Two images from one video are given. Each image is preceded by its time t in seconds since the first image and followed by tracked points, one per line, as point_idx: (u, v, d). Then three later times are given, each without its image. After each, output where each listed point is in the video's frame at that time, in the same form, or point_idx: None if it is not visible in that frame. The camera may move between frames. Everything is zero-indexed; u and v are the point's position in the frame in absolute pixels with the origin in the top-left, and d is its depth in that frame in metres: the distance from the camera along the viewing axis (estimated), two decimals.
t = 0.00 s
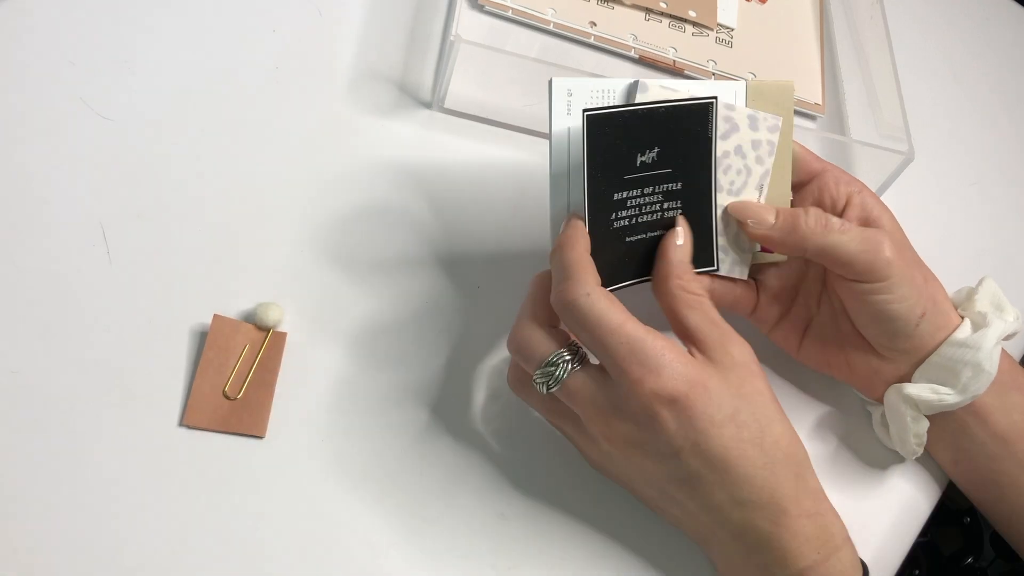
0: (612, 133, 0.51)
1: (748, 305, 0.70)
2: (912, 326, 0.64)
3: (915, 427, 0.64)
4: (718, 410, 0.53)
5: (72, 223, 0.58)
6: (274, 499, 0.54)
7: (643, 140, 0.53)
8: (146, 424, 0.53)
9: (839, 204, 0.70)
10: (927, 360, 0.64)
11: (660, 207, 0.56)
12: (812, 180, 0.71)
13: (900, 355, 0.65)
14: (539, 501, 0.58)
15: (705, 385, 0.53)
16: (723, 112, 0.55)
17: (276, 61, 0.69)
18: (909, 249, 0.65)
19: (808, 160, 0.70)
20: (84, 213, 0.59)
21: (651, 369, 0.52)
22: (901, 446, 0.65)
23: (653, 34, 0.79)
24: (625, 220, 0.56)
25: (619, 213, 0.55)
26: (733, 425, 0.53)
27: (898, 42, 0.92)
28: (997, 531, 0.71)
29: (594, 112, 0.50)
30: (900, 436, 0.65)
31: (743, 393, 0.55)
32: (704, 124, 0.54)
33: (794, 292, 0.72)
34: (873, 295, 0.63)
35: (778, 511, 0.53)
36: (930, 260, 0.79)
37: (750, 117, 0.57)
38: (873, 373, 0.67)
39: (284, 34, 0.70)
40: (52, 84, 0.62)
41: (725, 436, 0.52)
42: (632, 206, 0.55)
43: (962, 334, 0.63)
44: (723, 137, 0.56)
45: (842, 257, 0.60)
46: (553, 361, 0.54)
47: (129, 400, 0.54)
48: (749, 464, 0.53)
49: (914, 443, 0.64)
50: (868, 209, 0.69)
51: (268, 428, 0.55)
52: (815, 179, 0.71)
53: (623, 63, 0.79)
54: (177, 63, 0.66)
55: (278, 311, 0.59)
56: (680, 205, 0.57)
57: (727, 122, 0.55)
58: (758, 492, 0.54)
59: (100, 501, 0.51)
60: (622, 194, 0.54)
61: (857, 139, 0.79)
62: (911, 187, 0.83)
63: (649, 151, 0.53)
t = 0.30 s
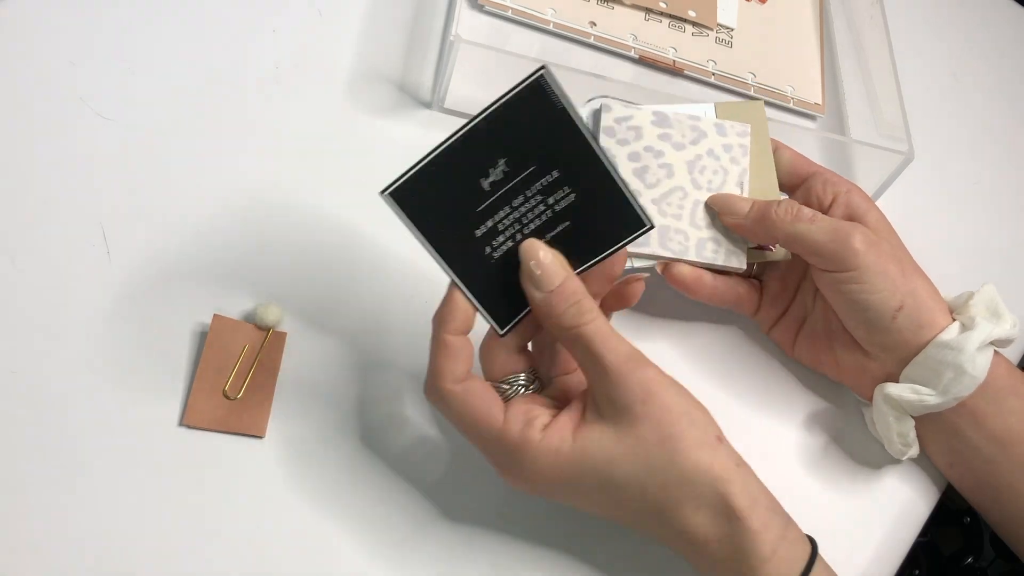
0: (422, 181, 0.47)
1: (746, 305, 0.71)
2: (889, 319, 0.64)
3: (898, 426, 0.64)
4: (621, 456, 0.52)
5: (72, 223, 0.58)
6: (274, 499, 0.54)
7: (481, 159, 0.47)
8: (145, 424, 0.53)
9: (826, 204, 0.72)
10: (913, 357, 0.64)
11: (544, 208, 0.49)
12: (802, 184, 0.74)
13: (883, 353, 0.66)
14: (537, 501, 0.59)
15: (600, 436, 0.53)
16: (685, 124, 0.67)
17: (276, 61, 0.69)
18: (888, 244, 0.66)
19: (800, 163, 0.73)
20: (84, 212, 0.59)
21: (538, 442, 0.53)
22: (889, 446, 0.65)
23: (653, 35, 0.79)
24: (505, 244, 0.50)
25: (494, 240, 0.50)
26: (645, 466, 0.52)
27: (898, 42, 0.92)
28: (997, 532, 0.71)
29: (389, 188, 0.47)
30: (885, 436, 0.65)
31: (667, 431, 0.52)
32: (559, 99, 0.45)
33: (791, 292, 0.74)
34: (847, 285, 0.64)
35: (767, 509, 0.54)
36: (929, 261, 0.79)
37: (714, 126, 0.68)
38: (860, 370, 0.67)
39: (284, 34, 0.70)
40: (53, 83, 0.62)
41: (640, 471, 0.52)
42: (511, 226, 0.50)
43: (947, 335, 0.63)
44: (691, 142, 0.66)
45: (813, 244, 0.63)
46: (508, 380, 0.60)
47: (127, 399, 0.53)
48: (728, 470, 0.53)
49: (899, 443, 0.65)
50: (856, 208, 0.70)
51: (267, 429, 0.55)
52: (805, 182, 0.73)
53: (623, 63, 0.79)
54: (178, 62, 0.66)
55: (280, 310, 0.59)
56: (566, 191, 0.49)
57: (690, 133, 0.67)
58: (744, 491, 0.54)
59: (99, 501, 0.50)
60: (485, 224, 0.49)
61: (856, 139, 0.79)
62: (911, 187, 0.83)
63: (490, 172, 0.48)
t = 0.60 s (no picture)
0: (442, 161, 0.49)
1: (746, 303, 0.71)
2: (894, 318, 0.64)
3: (904, 423, 0.64)
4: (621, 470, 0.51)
5: (71, 223, 0.58)
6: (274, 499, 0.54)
7: (497, 149, 0.49)
8: (146, 424, 0.53)
9: (834, 203, 0.71)
10: (918, 356, 0.64)
11: (552, 208, 0.51)
12: (810, 182, 0.74)
13: (887, 350, 0.65)
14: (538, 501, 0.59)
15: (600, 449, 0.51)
16: (696, 112, 0.66)
17: (276, 61, 0.69)
18: (892, 240, 0.66)
19: (808, 162, 0.73)
20: (84, 212, 0.59)
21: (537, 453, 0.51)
22: (895, 444, 0.65)
23: (653, 35, 0.79)
24: (508, 239, 0.50)
25: (498, 233, 0.50)
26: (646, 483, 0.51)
27: (899, 42, 0.92)
28: (997, 532, 0.71)
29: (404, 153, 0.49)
30: (891, 433, 0.65)
31: (671, 443, 0.52)
32: (578, 107, 0.50)
33: (794, 289, 0.74)
34: (852, 283, 0.64)
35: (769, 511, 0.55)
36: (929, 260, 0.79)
37: (724, 114, 0.67)
38: (863, 368, 0.67)
39: (284, 34, 0.70)
40: (52, 84, 0.62)
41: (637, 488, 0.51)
42: (514, 220, 0.50)
43: (953, 331, 0.62)
44: (701, 131, 0.66)
45: (819, 244, 0.62)
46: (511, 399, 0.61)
47: (128, 400, 0.53)
48: (732, 476, 0.54)
49: (904, 441, 0.64)
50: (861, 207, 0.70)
51: (267, 428, 0.56)
52: (813, 181, 0.73)
53: (623, 63, 0.79)
54: (178, 62, 0.66)
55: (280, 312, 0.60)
56: (578, 195, 0.51)
57: (701, 120, 0.66)
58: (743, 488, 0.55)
59: (99, 502, 0.50)
60: (492, 214, 0.50)
61: (857, 139, 0.79)
62: (911, 187, 0.83)
63: (507, 159, 0.49)
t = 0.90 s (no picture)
0: (371, 260, 0.45)
1: (763, 296, 0.70)
2: (916, 317, 0.64)
3: (922, 420, 0.62)
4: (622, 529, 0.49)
5: (71, 224, 0.58)
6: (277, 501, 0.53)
7: (418, 239, 0.47)
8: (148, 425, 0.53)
9: (851, 200, 0.70)
10: (933, 353, 0.64)
11: (473, 293, 0.50)
12: (826, 177, 0.72)
13: (905, 348, 0.66)
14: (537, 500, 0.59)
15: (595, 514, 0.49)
16: (741, 92, 0.62)
17: (276, 61, 0.69)
18: (912, 239, 0.66)
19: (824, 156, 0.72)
20: (85, 213, 0.58)
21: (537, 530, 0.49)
22: (908, 441, 0.64)
23: (653, 34, 0.79)
24: (443, 330, 0.50)
25: (434, 327, 0.49)
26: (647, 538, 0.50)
27: (899, 42, 0.92)
28: (999, 531, 0.71)
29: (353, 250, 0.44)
30: (908, 430, 0.63)
31: (665, 481, 0.51)
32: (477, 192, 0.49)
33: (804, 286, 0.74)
34: (876, 281, 0.64)
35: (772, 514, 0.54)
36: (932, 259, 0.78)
37: (764, 96, 0.63)
38: (879, 365, 0.67)
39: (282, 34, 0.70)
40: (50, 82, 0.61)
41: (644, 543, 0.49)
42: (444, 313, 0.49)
43: (968, 326, 0.63)
44: (743, 113, 0.62)
45: (842, 246, 0.61)
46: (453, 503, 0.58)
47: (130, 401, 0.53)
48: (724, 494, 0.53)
49: (922, 437, 0.63)
50: (876, 207, 0.70)
51: (267, 429, 0.57)
52: (829, 176, 0.72)
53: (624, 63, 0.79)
54: (177, 61, 0.66)
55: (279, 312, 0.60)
56: (491, 277, 0.51)
57: (744, 102, 0.62)
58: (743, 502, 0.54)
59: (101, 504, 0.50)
60: (426, 309, 0.48)
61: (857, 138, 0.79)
62: (912, 186, 0.83)
63: (433, 249, 0.47)
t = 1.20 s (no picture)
0: (318, 232, 0.60)
1: (761, 287, 0.70)
2: (916, 306, 0.64)
3: (924, 413, 0.62)
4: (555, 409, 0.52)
5: (71, 223, 0.58)
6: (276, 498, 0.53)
7: (354, 218, 0.61)
8: (148, 423, 0.53)
9: (850, 196, 0.70)
10: (934, 346, 0.65)
11: (403, 266, 0.60)
12: (826, 174, 0.72)
13: (905, 339, 0.66)
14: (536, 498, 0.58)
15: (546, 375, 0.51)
16: (742, 85, 0.63)
17: (276, 62, 0.69)
18: (911, 230, 0.66)
19: (824, 154, 0.72)
20: (85, 212, 0.59)
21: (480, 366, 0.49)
22: (910, 436, 0.64)
23: (653, 33, 0.79)
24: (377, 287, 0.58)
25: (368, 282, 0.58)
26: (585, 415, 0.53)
27: (898, 42, 0.92)
28: (999, 530, 0.71)
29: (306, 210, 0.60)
30: (909, 425, 0.64)
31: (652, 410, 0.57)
32: (399, 201, 0.63)
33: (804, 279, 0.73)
34: (875, 270, 0.64)
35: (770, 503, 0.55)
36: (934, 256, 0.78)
37: (765, 91, 0.64)
38: (879, 357, 0.67)
39: (283, 35, 0.71)
40: (54, 85, 0.62)
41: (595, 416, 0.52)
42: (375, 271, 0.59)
43: (967, 318, 0.64)
44: (744, 105, 0.63)
45: (842, 233, 0.61)
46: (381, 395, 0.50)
47: (132, 399, 0.53)
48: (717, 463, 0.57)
49: (923, 431, 0.63)
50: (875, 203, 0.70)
51: (267, 428, 0.55)
52: (829, 172, 0.72)
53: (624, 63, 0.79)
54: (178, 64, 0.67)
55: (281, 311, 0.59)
56: (417, 258, 0.61)
57: (745, 94, 0.63)
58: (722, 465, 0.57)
59: (100, 502, 0.50)
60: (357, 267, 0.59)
61: (857, 138, 0.79)
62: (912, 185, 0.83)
63: (361, 227, 0.60)
